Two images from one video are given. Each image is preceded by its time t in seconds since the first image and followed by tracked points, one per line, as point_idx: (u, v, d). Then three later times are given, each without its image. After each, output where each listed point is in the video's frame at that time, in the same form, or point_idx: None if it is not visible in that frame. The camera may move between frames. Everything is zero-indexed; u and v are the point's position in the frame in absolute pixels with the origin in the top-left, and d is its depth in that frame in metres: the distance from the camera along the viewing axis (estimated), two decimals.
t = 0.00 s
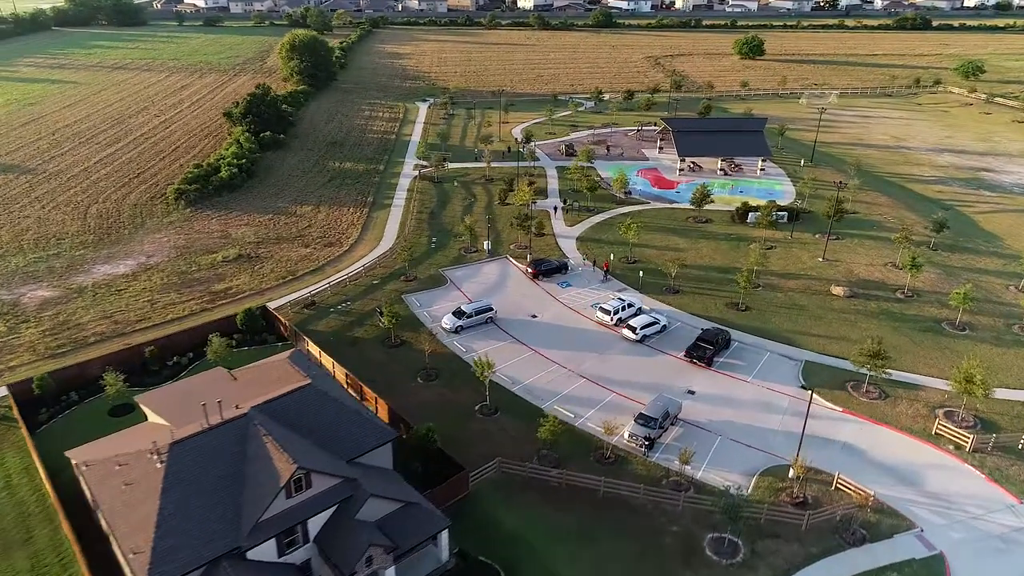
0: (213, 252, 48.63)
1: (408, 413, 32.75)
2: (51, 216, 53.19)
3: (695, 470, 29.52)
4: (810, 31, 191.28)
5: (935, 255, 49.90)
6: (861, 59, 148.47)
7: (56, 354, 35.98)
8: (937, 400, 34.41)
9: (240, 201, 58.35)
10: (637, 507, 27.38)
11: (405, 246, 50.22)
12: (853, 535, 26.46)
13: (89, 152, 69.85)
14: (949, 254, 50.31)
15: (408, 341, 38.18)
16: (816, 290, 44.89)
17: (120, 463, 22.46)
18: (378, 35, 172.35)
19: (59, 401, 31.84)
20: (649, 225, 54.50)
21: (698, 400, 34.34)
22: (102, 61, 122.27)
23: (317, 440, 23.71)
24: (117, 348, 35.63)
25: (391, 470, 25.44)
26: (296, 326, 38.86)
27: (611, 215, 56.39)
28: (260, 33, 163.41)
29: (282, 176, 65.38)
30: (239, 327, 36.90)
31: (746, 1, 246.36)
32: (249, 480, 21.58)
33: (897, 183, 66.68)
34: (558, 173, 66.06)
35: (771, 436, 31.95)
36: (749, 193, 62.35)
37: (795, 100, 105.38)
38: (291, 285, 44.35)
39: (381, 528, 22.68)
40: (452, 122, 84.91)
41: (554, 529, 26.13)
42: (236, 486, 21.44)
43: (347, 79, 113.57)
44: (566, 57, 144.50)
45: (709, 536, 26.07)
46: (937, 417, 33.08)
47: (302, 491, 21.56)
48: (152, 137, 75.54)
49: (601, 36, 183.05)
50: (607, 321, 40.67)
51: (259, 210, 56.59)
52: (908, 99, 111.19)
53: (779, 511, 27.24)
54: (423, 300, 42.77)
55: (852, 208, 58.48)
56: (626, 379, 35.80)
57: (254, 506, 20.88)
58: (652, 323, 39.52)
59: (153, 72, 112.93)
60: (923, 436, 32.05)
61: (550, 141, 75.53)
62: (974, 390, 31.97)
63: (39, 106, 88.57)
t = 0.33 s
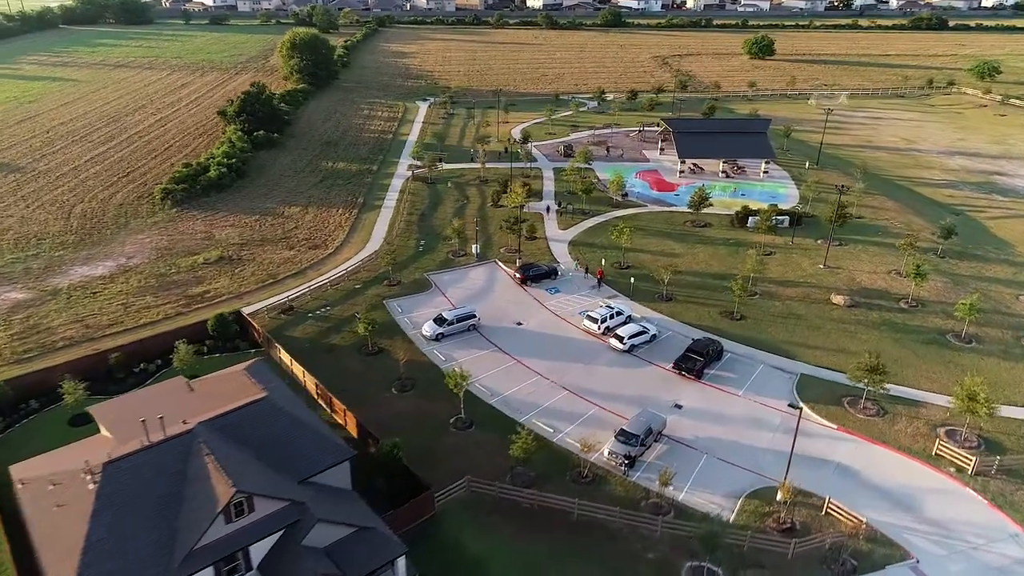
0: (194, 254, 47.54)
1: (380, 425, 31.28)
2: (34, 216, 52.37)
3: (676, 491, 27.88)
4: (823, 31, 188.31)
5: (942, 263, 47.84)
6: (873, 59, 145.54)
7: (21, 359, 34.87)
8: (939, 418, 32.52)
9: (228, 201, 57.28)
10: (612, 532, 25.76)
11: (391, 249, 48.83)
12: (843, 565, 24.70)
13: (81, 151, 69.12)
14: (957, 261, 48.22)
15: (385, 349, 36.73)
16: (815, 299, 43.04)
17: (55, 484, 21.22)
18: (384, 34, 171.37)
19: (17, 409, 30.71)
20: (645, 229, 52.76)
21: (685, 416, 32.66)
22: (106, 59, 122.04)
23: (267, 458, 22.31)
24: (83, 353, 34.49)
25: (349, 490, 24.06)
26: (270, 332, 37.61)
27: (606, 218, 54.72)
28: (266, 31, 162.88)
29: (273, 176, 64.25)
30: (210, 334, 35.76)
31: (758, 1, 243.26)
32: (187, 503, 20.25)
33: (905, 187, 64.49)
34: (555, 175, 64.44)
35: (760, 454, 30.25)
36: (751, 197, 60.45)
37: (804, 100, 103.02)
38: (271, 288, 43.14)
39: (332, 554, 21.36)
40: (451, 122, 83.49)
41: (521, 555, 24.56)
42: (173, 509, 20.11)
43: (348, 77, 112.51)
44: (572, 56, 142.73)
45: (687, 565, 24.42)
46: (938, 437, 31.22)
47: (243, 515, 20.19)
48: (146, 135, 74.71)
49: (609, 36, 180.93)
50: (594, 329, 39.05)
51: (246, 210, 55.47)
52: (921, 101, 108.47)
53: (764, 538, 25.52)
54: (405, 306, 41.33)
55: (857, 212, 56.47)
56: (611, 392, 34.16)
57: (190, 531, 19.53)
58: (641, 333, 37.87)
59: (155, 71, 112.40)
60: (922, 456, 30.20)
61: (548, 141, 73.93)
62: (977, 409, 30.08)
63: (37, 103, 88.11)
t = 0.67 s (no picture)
0: (169, 257, 46.27)
1: (343, 439, 29.79)
2: (10, 216, 51.30)
3: (652, 514, 26.29)
4: (830, 30, 185.81)
5: (944, 270, 45.98)
6: (880, 58, 143.08)
7: None
8: (936, 437, 30.75)
9: (211, 202, 56.04)
10: (580, 559, 24.18)
11: (373, 252, 47.39)
12: None
13: (67, 150, 68.17)
14: (960, 268, 46.33)
15: (356, 358, 35.27)
16: (809, 307, 41.31)
17: None
18: (386, 32, 170.15)
19: None
20: (636, 233, 51.13)
21: (666, 432, 31.02)
22: (103, 58, 121.31)
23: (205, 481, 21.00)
24: (40, 361, 33.22)
25: (297, 513, 22.76)
26: (238, 340, 36.25)
27: (597, 221, 53.11)
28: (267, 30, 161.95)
29: (259, 176, 63.02)
30: (174, 341, 34.51)
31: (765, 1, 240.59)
32: (111, 531, 18.96)
33: (908, 190, 62.53)
34: (547, 176, 62.91)
35: (744, 473, 28.61)
36: (748, 200, 58.67)
37: (807, 100, 100.93)
38: (245, 293, 41.79)
39: None
40: (445, 122, 82.04)
41: None
42: (96, 537, 18.85)
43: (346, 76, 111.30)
44: (574, 56, 141.04)
45: None
46: (933, 457, 29.49)
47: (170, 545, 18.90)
48: (134, 134, 73.68)
49: (613, 35, 178.98)
50: (576, 338, 37.45)
51: (227, 212, 54.19)
52: (928, 101, 106.12)
53: (743, 567, 23.90)
54: (381, 312, 39.88)
55: (857, 216, 54.63)
56: (589, 406, 32.52)
57: (111, 562, 18.25)
58: (625, 343, 36.25)
59: (152, 70, 111.54)
60: (916, 477, 28.49)
61: (543, 142, 72.39)
62: (975, 428, 28.33)
63: (29, 102, 87.33)
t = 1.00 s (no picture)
0: (139, 261, 44.82)
1: (300, 455, 28.24)
2: None
3: (620, 539, 24.71)
4: (833, 29, 183.66)
5: (941, 276, 44.22)
6: (883, 58, 140.88)
7: None
8: (927, 455, 29.08)
9: (187, 203, 54.60)
10: None
11: (349, 256, 45.86)
12: None
13: (46, 150, 66.82)
14: (958, 274, 44.57)
15: (321, 368, 33.75)
16: (799, 315, 39.65)
17: None
18: (383, 31, 168.53)
19: None
20: (623, 236, 49.53)
21: (642, 449, 29.39)
22: (95, 56, 120.03)
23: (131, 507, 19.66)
24: None
25: (234, 539, 21.49)
26: (200, 348, 34.82)
27: (582, 224, 51.54)
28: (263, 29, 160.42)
29: (240, 176, 61.56)
30: (131, 349, 33.19)
31: None
32: (20, 559, 17.48)
33: (907, 192, 60.75)
34: (535, 177, 61.32)
35: (721, 494, 26.97)
36: (740, 202, 57.02)
37: (806, 100, 99.05)
38: (212, 298, 40.30)
39: None
40: (436, 121, 80.49)
41: None
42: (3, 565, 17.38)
43: (338, 75, 109.85)
44: (571, 54, 139.22)
45: None
46: (923, 477, 27.82)
47: None
48: (117, 133, 72.36)
49: (612, 34, 177.01)
50: (552, 348, 35.84)
51: (203, 213, 52.73)
52: (931, 101, 104.12)
53: None
54: (351, 320, 38.36)
55: (852, 219, 52.92)
56: (562, 421, 30.89)
57: None
58: (603, 353, 34.64)
59: (143, 68, 110.18)
60: (903, 499, 26.84)
61: (532, 142, 70.83)
62: (967, 447, 26.67)
63: (14, 100, 86.01)
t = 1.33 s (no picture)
0: (107, 264, 43.35)
1: (252, 474, 26.58)
2: None
3: (586, 568, 23.10)
4: (837, 29, 181.37)
5: (938, 283, 42.45)
6: (886, 58, 138.75)
7: None
8: (920, 477, 27.34)
9: (163, 205, 53.16)
10: None
11: (323, 261, 44.27)
12: None
13: (25, 149, 65.44)
14: (957, 281, 42.78)
15: (282, 380, 32.11)
16: (789, 324, 37.93)
17: None
18: (380, 30, 167.01)
19: None
20: (609, 240, 47.89)
21: (616, 469, 27.77)
22: (86, 55, 118.77)
23: (45, 537, 18.09)
24: None
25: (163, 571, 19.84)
26: (158, 358, 33.30)
27: (568, 227, 49.90)
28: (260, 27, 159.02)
29: (220, 177, 60.12)
30: (85, 359, 31.77)
31: None
32: None
33: (906, 195, 58.91)
34: (522, 178, 59.70)
35: (697, 518, 25.34)
36: (733, 204, 55.28)
37: (805, 100, 97.18)
38: (177, 305, 38.75)
39: None
40: (425, 121, 78.95)
41: None
42: None
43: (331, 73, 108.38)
44: (569, 53, 137.49)
45: None
46: (914, 502, 26.10)
47: None
48: (99, 132, 70.99)
49: (612, 33, 175.13)
50: (527, 358, 34.24)
51: (179, 215, 51.29)
52: (934, 101, 102.10)
53: None
54: (320, 328, 36.81)
55: (847, 223, 51.19)
56: (533, 437, 29.29)
57: None
58: (580, 364, 33.02)
59: (133, 67, 108.84)
60: (892, 525, 25.15)
61: (521, 142, 69.24)
62: (961, 471, 24.93)
63: None
